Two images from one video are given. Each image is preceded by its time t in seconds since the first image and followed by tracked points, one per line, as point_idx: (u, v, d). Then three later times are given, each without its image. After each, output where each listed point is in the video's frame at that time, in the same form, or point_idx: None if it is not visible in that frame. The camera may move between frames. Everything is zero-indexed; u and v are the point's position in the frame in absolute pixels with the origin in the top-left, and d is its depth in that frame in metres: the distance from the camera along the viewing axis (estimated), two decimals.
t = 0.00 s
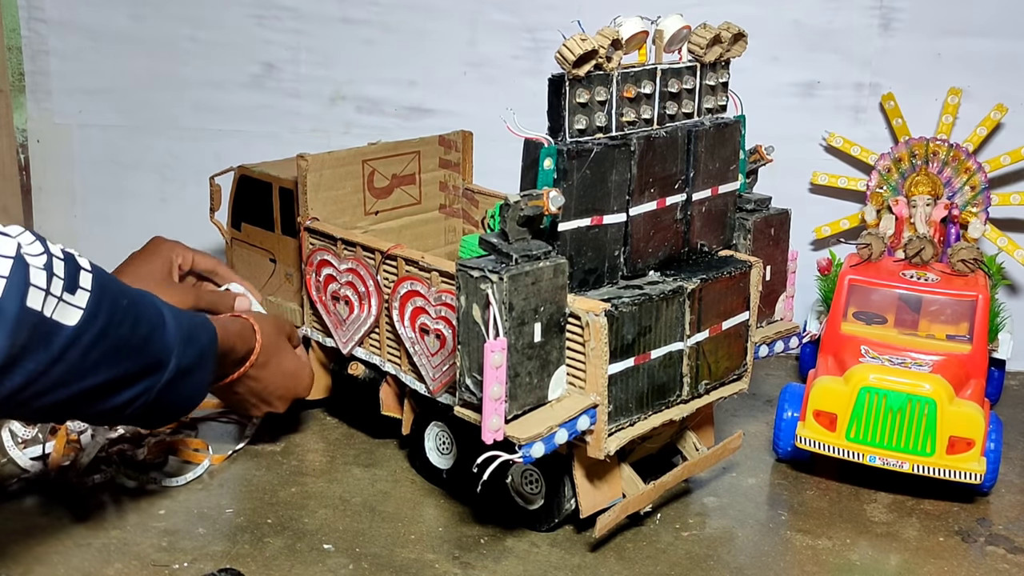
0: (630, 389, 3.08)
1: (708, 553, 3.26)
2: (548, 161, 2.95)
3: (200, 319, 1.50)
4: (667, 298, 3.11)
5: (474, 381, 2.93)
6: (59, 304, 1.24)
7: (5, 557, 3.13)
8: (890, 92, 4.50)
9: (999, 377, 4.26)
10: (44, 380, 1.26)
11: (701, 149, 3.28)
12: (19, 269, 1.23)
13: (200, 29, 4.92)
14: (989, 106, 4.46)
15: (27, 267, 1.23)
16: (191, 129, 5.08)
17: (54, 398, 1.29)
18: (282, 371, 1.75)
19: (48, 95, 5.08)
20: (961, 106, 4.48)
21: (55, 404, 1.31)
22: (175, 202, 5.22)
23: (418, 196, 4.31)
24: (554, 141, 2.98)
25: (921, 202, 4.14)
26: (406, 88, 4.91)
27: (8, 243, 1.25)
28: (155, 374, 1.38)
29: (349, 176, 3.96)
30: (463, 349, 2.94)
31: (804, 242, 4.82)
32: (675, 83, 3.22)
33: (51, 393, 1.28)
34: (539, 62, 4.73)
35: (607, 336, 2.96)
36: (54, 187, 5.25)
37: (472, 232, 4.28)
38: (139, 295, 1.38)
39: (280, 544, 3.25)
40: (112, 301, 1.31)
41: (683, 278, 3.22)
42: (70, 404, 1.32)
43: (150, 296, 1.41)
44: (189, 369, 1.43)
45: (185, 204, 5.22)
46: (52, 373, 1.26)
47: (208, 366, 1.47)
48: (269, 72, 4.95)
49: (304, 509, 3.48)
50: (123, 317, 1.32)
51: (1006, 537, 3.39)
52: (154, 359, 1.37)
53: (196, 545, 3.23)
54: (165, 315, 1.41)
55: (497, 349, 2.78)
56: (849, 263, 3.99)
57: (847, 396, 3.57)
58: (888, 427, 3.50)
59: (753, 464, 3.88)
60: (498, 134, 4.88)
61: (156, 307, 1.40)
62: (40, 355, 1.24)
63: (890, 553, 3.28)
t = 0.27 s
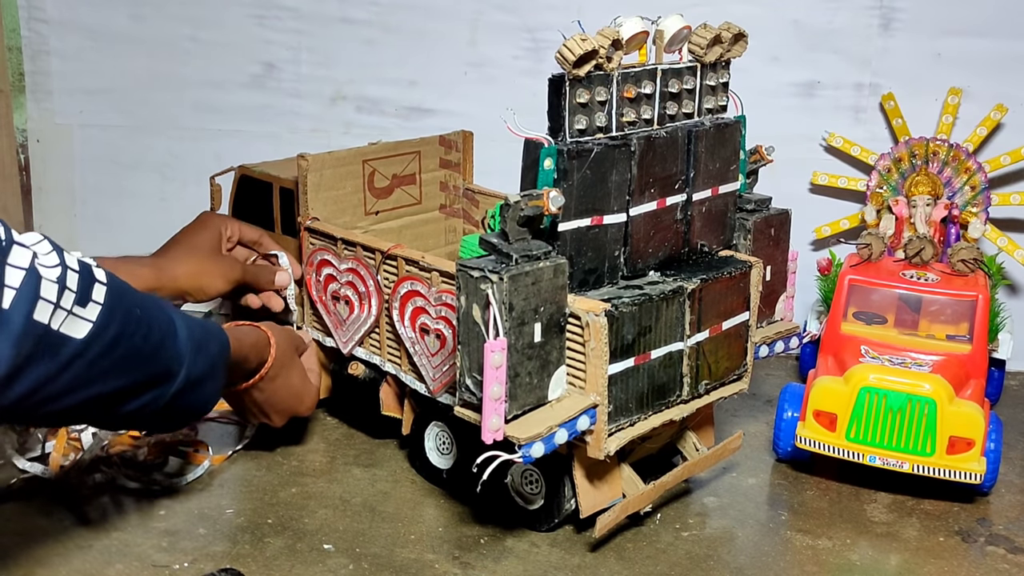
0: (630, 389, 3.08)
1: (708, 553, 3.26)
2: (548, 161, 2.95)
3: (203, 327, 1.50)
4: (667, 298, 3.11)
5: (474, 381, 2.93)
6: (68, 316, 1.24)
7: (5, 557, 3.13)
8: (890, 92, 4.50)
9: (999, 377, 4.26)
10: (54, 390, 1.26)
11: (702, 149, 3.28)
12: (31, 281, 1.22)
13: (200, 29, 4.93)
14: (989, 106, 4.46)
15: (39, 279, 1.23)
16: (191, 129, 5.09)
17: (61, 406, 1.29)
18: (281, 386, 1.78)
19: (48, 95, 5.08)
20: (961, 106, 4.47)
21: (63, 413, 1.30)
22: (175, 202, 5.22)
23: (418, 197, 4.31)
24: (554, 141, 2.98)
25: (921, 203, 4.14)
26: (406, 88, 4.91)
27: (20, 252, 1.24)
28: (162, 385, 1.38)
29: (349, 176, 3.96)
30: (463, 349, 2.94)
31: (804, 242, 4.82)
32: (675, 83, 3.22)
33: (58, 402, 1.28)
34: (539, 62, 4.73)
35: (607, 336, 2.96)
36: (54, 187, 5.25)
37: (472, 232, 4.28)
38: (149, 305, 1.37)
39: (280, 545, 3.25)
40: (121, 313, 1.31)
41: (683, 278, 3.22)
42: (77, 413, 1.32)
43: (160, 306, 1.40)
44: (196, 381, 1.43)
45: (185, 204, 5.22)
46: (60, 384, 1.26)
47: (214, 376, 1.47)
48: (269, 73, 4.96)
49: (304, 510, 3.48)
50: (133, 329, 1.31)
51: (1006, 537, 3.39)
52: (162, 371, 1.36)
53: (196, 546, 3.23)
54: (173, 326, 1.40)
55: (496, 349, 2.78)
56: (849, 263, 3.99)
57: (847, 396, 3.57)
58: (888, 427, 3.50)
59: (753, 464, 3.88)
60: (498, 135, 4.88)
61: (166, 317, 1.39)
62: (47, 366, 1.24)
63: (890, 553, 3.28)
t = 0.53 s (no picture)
0: (630, 389, 3.08)
1: (708, 553, 3.26)
2: (548, 161, 2.95)
3: (195, 331, 1.49)
4: (667, 299, 3.11)
5: (474, 381, 2.93)
6: (66, 324, 1.23)
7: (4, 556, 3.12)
8: (890, 92, 4.50)
9: (999, 377, 4.26)
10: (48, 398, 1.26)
11: (701, 149, 3.28)
12: (30, 290, 1.20)
13: (200, 30, 4.93)
14: (989, 106, 4.45)
15: (38, 288, 1.21)
16: (191, 129, 5.09)
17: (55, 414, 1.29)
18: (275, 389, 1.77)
19: (48, 95, 5.08)
20: (961, 106, 4.47)
21: (55, 420, 1.30)
22: (175, 202, 5.22)
23: (418, 197, 4.32)
24: (554, 141, 2.98)
25: (921, 203, 4.14)
26: (406, 88, 4.91)
27: (17, 260, 1.22)
28: (155, 392, 1.38)
29: (349, 176, 3.96)
30: (463, 349, 2.94)
31: (804, 243, 4.82)
32: (675, 83, 3.22)
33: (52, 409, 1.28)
34: (539, 62, 4.73)
35: (607, 336, 2.96)
36: (54, 187, 5.25)
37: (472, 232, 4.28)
38: (143, 313, 1.37)
39: (279, 545, 3.25)
40: (116, 320, 1.30)
41: (683, 278, 3.22)
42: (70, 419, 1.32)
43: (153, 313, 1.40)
44: (188, 388, 1.43)
45: (185, 204, 5.22)
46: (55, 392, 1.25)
47: (206, 382, 1.47)
48: (269, 73, 4.96)
49: (304, 509, 3.48)
50: (128, 337, 1.31)
51: (1006, 537, 3.39)
52: (154, 379, 1.36)
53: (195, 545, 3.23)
54: (167, 332, 1.40)
55: (496, 349, 2.78)
56: (849, 263, 3.99)
57: (847, 396, 3.57)
58: (888, 427, 3.50)
59: (753, 464, 3.88)
60: (498, 135, 4.88)
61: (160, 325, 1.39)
62: (44, 374, 1.23)
63: (889, 553, 3.28)
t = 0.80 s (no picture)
0: (630, 389, 3.08)
1: (708, 553, 3.26)
2: (548, 161, 2.95)
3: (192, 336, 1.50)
4: (667, 299, 3.11)
5: (474, 381, 2.93)
6: (66, 328, 1.25)
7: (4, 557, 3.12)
8: (890, 92, 4.50)
9: (999, 377, 4.26)
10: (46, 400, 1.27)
11: (701, 149, 3.28)
12: (32, 294, 1.23)
13: (200, 29, 4.93)
14: (989, 106, 4.45)
15: (40, 292, 1.23)
16: (191, 129, 5.09)
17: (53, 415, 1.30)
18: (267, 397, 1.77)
19: (47, 95, 5.08)
20: (961, 106, 4.47)
21: (54, 422, 1.31)
22: (175, 202, 5.22)
23: (419, 196, 4.32)
24: (554, 141, 2.98)
25: (921, 203, 4.14)
26: (406, 88, 4.91)
27: (21, 264, 1.25)
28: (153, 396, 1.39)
29: (349, 176, 3.96)
30: (463, 349, 2.94)
31: (804, 243, 4.83)
32: (675, 84, 3.22)
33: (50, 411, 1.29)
34: (539, 62, 4.72)
35: (607, 336, 2.96)
36: (54, 187, 5.26)
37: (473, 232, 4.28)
38: (141, 318, 1.38)
39: (279, 545, 3.25)
40: (114, 325, 1.32)
41: (683, 278, 3.22)
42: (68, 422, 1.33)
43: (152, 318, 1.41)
44: (185, 392, 1.44)
45: (185, 204, 5.22)
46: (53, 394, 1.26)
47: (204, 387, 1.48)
48: (269, 73, 4.96)
49: (304, 509, 3.48)
50: (126, 341, 1.32)
51: (1006, 537, 3.39)
52: (152, 383, 1.37)
53: (195, 545, 3.23)
54: (165, 337, 1.41)
55: (496, 349, 2.78)
56: (849, 263, 3.98)
57: (847, 396, 3.57)
58: (889, 427, 3.50)
59: (753, 464, 3.88)
60: (498, 135, 4.88)
61: (159, 329, 1.41)
62: (44, 376, 1.25)
63: (889, 553, 3.28)
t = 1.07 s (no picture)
0: (628, 390, 3.08)
1: (708, 553, 3.26)
2: (545, 161, 2.95)
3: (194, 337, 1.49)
4: (665, 299, 3.11)
5: (470, 381, 2.93)
6: (82, 337, 1.23)
7: (4, 557, 3.12)
8: (890, 92, 4.50)
9: (999, 378, 4.26)
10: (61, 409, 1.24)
11: (701, 149, 3.28)
12: (47, 303, 1.20)
13: (200, 30, 4.93)
14: (989, 106, 4.45)
15: (54, 301, 1.21)
16: (191, 129, 5.09)
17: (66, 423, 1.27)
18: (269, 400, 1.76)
19: (47, 95, 5.09)
20: (961, 106, 4.47)
21: (68, 431, 1.29)
22: (175, 202, 5.22)
23: (421, 196, 4.32)
24: (552, 142, 2.98)
25: (921, 203, 4.13)
26: (406, 88, 4.91)
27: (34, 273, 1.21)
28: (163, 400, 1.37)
29: (351, 175, 3.96)
30: (459, 349, 2.94)
31: (804, 243, 4.83)
32: (675, 84, 3.22)
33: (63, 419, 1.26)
34: (539, 62, 4.72)
35: (603, 336, 2.95)
36: (54, 187, 5.26)
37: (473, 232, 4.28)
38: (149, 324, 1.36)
39: (279, 545, 3.24)
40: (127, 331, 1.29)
41: (682, 278, 3.22)
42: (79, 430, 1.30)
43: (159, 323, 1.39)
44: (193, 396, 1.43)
45: (185, 204, 5.22)
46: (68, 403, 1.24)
47: (210, 390, 1.47)
48: (269, 73, 4.96)
49: (304, 509, 3.48)
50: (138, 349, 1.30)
51: (1006, 537, 3.39)
52: (164, 389, 1.36)
53: (196, 545, 3.23)
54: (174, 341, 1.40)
55: (491, 348, 2.78)
56: (849, 263, 3.98)
57: (846, 396, 3.56)
58: (889, 427, 3.50)
59: (753, 464, 3.88)
60: (498, 135, 4.88)
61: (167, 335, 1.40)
62: (62, 387, 1.22)
63: (889, 553, 3.28)
